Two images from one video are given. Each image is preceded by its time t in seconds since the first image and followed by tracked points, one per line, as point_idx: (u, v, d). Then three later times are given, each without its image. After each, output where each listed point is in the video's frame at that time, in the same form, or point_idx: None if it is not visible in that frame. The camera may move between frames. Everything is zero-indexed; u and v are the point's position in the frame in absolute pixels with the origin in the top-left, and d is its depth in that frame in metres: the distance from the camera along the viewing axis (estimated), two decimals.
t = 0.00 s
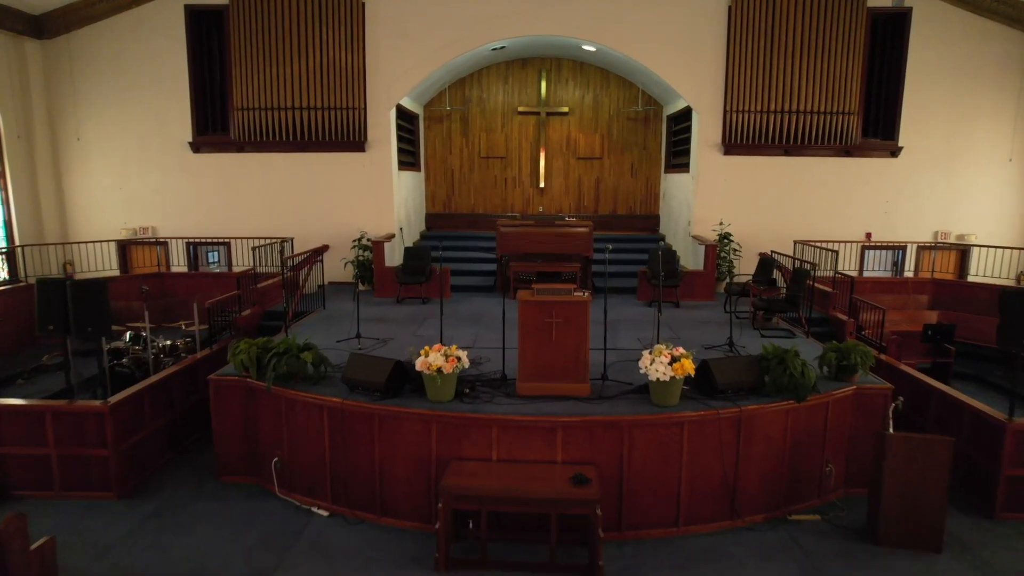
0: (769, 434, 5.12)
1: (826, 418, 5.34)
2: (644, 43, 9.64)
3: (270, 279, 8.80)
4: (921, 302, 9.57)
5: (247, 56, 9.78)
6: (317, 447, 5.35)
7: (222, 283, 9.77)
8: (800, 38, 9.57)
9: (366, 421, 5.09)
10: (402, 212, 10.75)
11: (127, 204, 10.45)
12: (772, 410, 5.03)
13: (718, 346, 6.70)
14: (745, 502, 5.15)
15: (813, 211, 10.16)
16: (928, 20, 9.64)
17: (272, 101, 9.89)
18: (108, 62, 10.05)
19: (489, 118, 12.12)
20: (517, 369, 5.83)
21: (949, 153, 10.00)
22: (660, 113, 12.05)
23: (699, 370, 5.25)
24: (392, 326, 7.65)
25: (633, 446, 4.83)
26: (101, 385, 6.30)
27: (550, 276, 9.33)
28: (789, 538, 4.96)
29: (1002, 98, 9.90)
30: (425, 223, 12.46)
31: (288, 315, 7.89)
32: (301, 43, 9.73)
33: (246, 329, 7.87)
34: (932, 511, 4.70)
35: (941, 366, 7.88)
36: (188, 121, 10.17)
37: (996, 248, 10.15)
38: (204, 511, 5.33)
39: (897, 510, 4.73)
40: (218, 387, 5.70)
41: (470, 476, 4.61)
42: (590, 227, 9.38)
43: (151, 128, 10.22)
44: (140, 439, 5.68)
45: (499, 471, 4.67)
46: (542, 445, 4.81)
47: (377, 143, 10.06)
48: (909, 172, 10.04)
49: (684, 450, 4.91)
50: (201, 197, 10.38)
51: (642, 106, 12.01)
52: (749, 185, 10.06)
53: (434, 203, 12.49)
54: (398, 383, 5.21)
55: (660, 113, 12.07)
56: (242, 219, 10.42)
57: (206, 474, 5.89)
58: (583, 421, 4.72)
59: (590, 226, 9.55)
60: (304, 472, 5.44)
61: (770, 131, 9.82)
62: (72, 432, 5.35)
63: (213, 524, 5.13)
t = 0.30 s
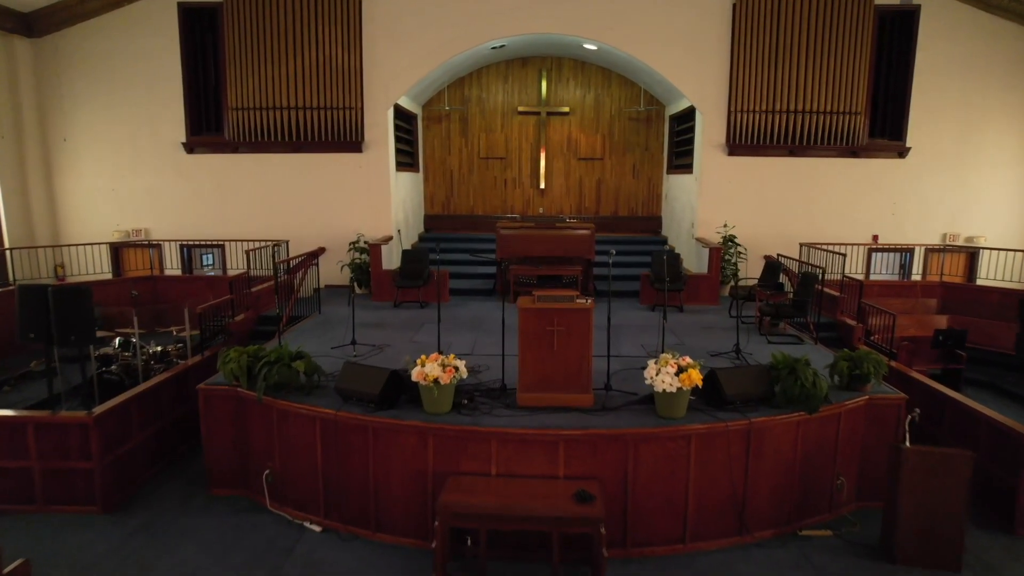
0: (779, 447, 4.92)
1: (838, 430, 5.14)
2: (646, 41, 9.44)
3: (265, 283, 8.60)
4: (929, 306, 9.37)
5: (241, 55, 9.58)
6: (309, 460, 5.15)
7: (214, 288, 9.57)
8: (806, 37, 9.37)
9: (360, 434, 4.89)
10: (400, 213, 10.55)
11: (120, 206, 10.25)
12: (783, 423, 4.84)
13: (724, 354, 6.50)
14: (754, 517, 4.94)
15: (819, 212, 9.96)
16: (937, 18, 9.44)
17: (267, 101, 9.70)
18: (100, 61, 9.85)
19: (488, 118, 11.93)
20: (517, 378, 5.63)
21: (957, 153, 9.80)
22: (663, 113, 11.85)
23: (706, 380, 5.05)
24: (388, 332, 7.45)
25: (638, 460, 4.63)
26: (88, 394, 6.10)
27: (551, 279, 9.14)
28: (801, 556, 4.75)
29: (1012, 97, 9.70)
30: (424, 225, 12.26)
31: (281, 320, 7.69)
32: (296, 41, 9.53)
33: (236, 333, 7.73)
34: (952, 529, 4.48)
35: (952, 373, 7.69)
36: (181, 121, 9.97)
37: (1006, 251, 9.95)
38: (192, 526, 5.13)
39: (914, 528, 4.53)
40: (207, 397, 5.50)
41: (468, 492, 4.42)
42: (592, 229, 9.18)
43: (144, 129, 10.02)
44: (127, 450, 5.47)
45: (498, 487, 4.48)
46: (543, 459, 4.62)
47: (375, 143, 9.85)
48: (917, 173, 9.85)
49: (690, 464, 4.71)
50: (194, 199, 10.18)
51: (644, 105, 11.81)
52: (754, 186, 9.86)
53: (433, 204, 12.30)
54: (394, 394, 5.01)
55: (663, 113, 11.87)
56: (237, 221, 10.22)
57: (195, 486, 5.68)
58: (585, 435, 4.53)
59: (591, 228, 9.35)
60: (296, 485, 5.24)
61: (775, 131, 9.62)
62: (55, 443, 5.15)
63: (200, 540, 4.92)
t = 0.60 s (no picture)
0: (789, 459, 4.76)
1: (848, 441, 4.98)
2: (648, 40, 9.28)
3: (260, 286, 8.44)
4: (937, 310, 9.21)
5: (236, 54, 9.41)
6: (302, 471, 4.99)
7: (209, 291, 9.41)
8: (811, 35, 9.20)
9: (355, 445, 4.73)
10: (399, 215, 10.38)
11: (113, 207, 10.08)
12: (792, 434, 4.68)
13: (730, 360, 6.34)
14: (762, 531, 4.78)
15: (824, 214, 9.80)
16: (944, 16, 9.28)
17: (263, 100, 9.53)
18: (92, 60, 9.69)
19: (488, 118, 11.76)
20: (518, 386, 5.46)
21: (965, 154, 9.64)
22: (664, 113, 11.69)
23: (713, 389, 4.89)
24: (386, 337, 7.29)
25: (643, 473, 4.48)
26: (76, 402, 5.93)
27: (551, 282, 8.98)
28: (812, 572, 4.59)
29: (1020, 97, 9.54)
30: (422, 226, 12.10)
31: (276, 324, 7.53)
32: (292, 40, 9.37)
33: (231, 339, 7.53)
34: (968, 545, 4.32)
35: (961, 379, 7.53)
36: (175, 121, 9.80)
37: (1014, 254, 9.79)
38: (181, 539, 4.96)
39: (929, 544, 4.36)
40: (198, 407, 5.33)
41: (467, 507, 4.26)
42: (592, 231, 9.03)
43: (137, 129, 9.86)
44: (115, 461, 5.31)
45: (497, 502, 4.32)
46: (545, 472, 4.46)
47: (372, 143, 9.68)
48: (924, 174, 9.69)
49: (697, 477, 4.55)
50: (188, 200, 10.01)
51: (645, 105, 11.65)
52: (758, 187, 9.70)
53: (432, 205, 12.13)
54: (390, 404, 4.85)
55: (665, 113, 11.71)
56: (232, 223, 10.05)
57: (186, 497, 5.51)
58: (588, 447, 4.38)
59: (592, 230, 9.19)
60: (289, 497, 5.08)
61: (779, 132, 9.46)
62: (40, 455, 4.99)
63: (190, 554, 4.76)
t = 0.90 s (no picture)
0: (800, 474, 4.57)
1: (861, 455, 4.79)
2: (650, 39, 9.10)
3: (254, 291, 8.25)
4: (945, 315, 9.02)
5: (230, 53, 9.23)
6: (294, 487, 4.80)
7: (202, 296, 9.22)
8: (817, 34, 9.01)
9: (348, 460, 4.55)
10: (397, 217, 10.20)
11: (105, 210, 9.90)
12: (803, 448, 4.49)
13: (737, 369, 6.15)
14: (772, 549, 4.60)
15: (830, 217, 9.61)
16: (953, 15, 9.10)
17: (258, 101, 9.34)
18: (84, 59, 9.50)
19: (488, 118, 11.58)
20: (518, 398, 5.26)
21: (973, 156, 9.45)
22: (667, 114, 11.51)
23: (721, 402, 4.71)
24: (382, 343, 7.10)
25: (648, 491, 4.29)
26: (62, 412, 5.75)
27: (552, 286, 8.80)
28: None
29: None
30: (421, 228, 11.91)
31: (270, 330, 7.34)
32: (288, 39, 9.18)
33: (223, 345, 7.38)
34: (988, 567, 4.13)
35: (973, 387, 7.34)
36: (169, 122, 9.62)
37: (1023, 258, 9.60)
38: (168, 556, 4.77)
39: (947, 566, 4.17)
40: (187, 419, 5.14)
41: (464, 528, 4.07)
42: (594, 234, 8.85)
43: (130, 130, 9.67)
44: (101, 475, 5.12)
45: (497, 521, 4.14)
46: (546, 490, 4.28)
47: (369, 145, 9.49)
48: (931, 176, 9.50)
49: (705, 494, 4.37)
50: (182, 202, 9.83)
51: (647, 106, 11.47)
52: (763, 189, 9.51)
53: (431, 206, 11.95)
54: (385, 417, 4.67)
55: (667, 114, 11.52)
56: (227, 225, 9.87)
57: (174, 511, 5.33)
58: (591, 463, 4.19)
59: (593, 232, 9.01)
60: (280, 513, 4.90)
61: (785, 133, 9.28)
62: (22, 469, 4.80)
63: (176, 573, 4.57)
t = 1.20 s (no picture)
0: (810, 489, 4.42)
1: (873, 469, 4.63)
2: (652, 39, 8.94)
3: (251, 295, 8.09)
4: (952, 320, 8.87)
5: (225, 53, 9.07)
6: (286, 501, 4.64)
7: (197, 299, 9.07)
8: (823, 34, 8.86)
9: (342, 475, 4.40)
10: (395, 219, 10.05)
11: (99, 212, 9.75)
12: (813, 463, 4.34)
13: (742, 377, 5.99)
14: (781, 567, 4.44)
15: (834, 219, 9.46)
16: (960, 15, 8.95)
17: (254, 102, 9.19)
18: (77, 60, 9.36)
19: (487, 119, 11.42)
20: (518, 408, 5.11)
21: (981, 158, 9.30)
22: (669, 115, 11.36)
23: (728, 414, 4.55)
24: (380, 350, 6.95)
25: (653, 507, 4.14)
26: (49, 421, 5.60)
27: (552, 290, 8.64)
28: None
29: None
30: (419, 230, 11.76)
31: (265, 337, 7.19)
32: (284, 39, 9.03)
33: (217, 352, 7.19)
34: None
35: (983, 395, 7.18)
36: (163, 123, 9.47)
37: None
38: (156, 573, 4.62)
39: None
40: (177, 430, 4.98)
41: (462, 546, 3.93)
42: (595, 237, 8.71)
43: (124, 131, 9.52)
44: (87, 488, 4.97)
45: (496, 540, 3.99)
46: (547, 506, 4.13)
47: (367, 146, 9.34)
48: (938, 178, 9.35)
49: (711, 510, 4.22)
50: (176, 204, 9.67)
51: (649, 107, 11.32)
52: (766, 191, 9.36)
53: (430, 208, 11.79)
54: (381, 430, 4.51)
55: (669, 114, 11.37)
56: (222, 228, 9.71)
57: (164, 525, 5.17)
58: (594, 479, 4.04)
59: (595, 235, 8.86)
60: (273, 528, 4.74)
61: (789, 134, 9.12)
62: (6, 482, 4.64)
63: None
